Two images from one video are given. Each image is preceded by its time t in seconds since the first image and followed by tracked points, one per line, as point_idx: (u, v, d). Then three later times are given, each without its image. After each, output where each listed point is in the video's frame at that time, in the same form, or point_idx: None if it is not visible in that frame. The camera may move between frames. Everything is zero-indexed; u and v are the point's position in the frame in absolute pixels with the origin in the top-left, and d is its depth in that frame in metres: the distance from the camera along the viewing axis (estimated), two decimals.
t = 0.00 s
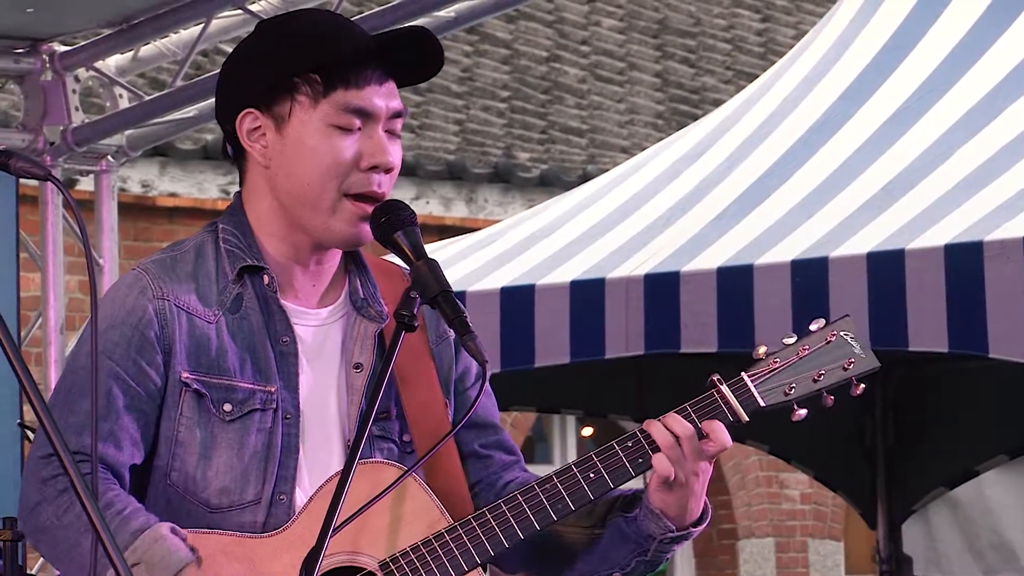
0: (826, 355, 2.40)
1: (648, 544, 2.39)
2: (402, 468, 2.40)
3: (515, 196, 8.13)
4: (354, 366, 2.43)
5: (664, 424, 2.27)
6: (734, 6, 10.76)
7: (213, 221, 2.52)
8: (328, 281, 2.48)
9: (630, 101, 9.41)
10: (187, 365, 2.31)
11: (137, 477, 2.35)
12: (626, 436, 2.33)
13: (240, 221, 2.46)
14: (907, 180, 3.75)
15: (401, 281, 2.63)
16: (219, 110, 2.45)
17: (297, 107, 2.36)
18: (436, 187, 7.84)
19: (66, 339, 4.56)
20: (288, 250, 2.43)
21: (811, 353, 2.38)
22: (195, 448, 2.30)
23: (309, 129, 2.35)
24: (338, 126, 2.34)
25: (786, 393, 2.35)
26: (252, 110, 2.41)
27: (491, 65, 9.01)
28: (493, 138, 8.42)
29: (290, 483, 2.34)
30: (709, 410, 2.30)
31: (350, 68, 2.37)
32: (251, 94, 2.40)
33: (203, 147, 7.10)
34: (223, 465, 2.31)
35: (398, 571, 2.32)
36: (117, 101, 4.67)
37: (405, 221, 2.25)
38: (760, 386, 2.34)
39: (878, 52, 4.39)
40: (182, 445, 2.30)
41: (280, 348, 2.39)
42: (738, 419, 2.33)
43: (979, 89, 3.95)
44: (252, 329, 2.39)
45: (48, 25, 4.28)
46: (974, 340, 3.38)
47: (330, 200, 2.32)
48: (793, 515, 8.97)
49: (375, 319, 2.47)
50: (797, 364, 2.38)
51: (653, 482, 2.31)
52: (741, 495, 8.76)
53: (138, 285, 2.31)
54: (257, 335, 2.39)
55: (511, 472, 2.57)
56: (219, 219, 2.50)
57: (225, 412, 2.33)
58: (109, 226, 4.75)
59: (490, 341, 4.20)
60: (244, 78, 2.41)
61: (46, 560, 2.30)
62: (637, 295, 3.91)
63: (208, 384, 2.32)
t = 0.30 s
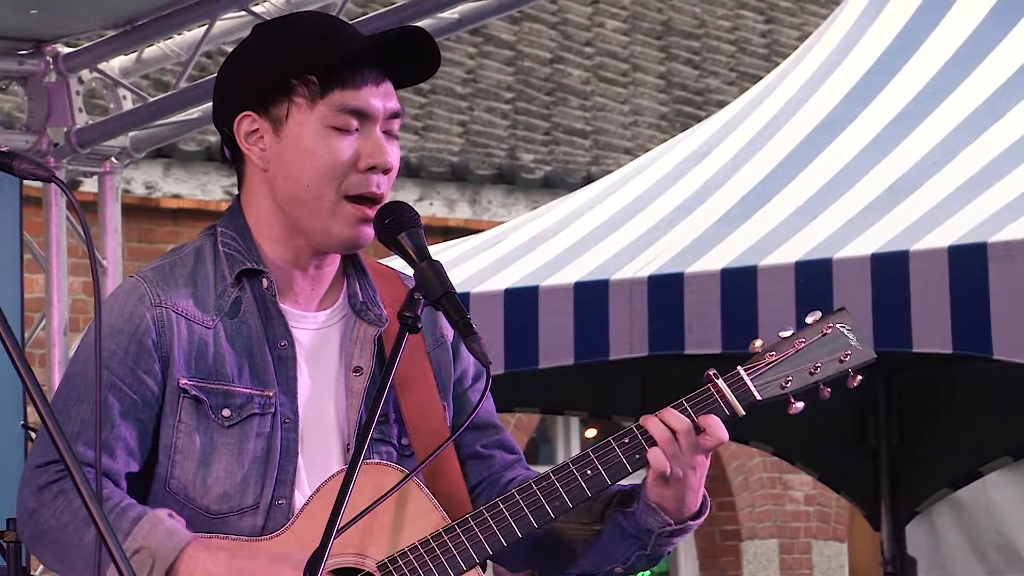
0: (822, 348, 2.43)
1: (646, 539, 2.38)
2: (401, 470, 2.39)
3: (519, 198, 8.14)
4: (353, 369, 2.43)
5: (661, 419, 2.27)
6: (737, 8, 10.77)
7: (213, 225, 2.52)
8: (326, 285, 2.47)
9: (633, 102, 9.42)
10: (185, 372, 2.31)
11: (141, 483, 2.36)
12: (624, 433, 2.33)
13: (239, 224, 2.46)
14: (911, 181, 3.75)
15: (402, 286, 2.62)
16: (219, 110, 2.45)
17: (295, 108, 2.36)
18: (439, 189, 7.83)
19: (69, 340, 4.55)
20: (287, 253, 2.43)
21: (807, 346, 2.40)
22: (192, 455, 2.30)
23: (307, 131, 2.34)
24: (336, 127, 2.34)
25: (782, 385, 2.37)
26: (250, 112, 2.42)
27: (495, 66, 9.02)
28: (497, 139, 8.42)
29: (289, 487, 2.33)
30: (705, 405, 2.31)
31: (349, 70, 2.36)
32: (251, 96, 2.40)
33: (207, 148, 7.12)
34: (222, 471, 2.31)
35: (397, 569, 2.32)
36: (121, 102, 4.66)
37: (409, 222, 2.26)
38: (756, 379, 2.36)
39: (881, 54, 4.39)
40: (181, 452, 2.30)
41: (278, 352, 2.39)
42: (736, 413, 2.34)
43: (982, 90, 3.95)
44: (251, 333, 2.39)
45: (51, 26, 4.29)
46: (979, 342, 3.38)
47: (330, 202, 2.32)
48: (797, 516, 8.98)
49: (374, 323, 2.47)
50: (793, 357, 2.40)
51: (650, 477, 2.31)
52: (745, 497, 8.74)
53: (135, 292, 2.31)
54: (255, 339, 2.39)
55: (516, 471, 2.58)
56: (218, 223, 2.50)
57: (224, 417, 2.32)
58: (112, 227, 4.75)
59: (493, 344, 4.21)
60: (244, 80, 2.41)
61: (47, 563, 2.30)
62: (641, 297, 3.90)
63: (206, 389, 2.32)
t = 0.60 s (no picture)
0: (788, 303, 2.44)
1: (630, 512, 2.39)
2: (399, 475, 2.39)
3: (523, 198, 8.14)
4: (355, 368, 2.43)
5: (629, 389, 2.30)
6: (742, 7, 10.77)
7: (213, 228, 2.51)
8: (328, 284, 2.47)
9: (638, 102, 9.42)
10: (190, 374, 2.31)
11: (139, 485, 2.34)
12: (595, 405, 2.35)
13: (241, 225, 2.46)
14: (914, 181, 3.75)
15: (401, 286, 2.62)
16: (220, 113, 2.45)
17: (295, 105, 2.36)
18: (443, 189, 7.84)
19: (73, 340, 4.55)
20: (289, 253, 2.42)
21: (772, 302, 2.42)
22: (196, 457, 2.30)
23: (307, 128, 2.34)
24: (336, 123, 2.33)
25: (751, 344, 2.39)
26: (250, 112, 2.42)
27: (499, 66, 9.02)
28: (501, 139, 8.43)
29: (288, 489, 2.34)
30: (673, 370, 2.33)
31: (349, 67, 2.37)
32: (251, 97, 2.41)
33: (211, 149, 7.12)
34: (223, 472, 2.31)
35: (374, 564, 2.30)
36: (125, 103, 4.67)
37: (414, 222, 2.26)
38: (723, 340, 2.38)
39: (885, 54, 4.39)
40: (184, 453, 2.29)
41: (281, 353, 2.39)
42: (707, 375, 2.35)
43: (985, 91, 3.95)
44: (253, 335, 2.39)
45: (54, 26, 4.29)
46: (983, 341, 3.38)
47: (331, 198, 2.31)
48: (800, 516, 8.98)
49: (376, 322, 2.47)
50: (760, 315, 2.42)
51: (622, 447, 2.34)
52: (749, 497, 8.73)
53: (142, 294, 2.32)
54: (257, 339, 2.39)
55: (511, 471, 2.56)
56: (219, 224, 2.50)
57: (226, 420, 2.32)
58: (117, 227, 4.75)
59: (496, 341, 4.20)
60: (244, 82, 2.41)
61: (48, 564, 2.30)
62: (645, 297, 3.90)
63: (210, 392, 2.32)
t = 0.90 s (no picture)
0: (801, 319, 2.39)
1: (636, 523, 2.38)
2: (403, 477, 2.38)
3: (527, 198, 8.15)
4: (357, 371, 2.44)
5: (642, 402, 2.29)
6: (745, 8, 10.77)
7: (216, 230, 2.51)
8: (330, 287, 2.47)
9: (641, 103, 9.42)
10: (193, 379, 2.31)
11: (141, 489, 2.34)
12: (606, 417, 2.32)
13: (243, 227, 2.46)
14: (917, 183, 3.75)
15: (404, 287, 2.61)
16: (225, 113, 2.45)
17: (309, 104, 2.36)
18: (447, 190, 7.84)
19: (77, 341, 4.55)
20: (295, 255, 2.42)
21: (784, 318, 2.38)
22: (201, 462, 2.30)
23: (319, 129, 2.34)
24: (348, 126, 2.34)
25: (762, 358, 2.35)
26: (260, 111, 2.41)
27: (502, 67, 9.02)
28: (504, 140, 8.42)
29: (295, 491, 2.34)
30: (686, 384, 2.31)
31: (358, 70, 2.36)
32: (258, 97, 2.40)
33: (215, 149, 7.12)
34: (230, 477, 2.30)
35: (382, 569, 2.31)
36: (129, 103, 4.65)
37: (417, 223, 2.26)
38: (733, 354, 2.35)
39: (888, 54, 4.39)
40: (191, 459, 2.29)
41: (284, 356, 2.39)
42: (718, 391, 2.32)
43: (989, 92, 3.96)
44: (256, 338, 2.39)
45: (58, 26, 4.29)
46: (987, 341, 3.38)
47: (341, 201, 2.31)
48: (804, 517, 8.98)
49: (377, 324, 2.48)
50: (770, 330, 2.38)
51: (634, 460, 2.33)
52: (753, 497, 8.74)
53: (144, 299, 2.30)
54: (260, 343, 2.39)
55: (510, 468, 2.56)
56: (221, 227, 2.49)
57: (231, 424, 2.32)
58: (120, 228, 4.75)
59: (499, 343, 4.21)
60: (253, 82, 2.41)
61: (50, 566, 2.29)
62: (648, 297, 3.90)
63: (215, 397, 2.31)
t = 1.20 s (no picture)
0: (821, 328, 2.42)
1: (650, 526, 2.37)
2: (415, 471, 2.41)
3: (533, 198, 8.15)
4: (362, 368, 2.43)
5: (660, 407, 2.27)
6: (751, 7, 10.77)
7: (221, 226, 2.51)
8: (333, 284, 2.47)
9: (647, 102, 9.42)
10: (197, 385, 2.32)
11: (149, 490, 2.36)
12: (625, 422, 2.34)
13: (245, 229, 2.45)
14: (922, 183, 3.75)
15: (408, 280, 2.61)
16: (229, 110, 2.44)
17: (314, 110, 2.35)
18: (453, 189, 7.84)
19: (83, 341, 4.55)
20: (297, 258, 2.42)
21: (805, 326, 2.40)
22: (207, 467, 2.31)
23: (322, 135, 2.34)
24: (352, 133, 2.33)
25: (781, 367, 2.37)
26: (265, 113, 2.40)
27: (508, 66, 9.02)
28: (510, 140, 8.42)
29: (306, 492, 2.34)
30: (704, 389, 2.32)
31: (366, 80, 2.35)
32: (261, 100, 2.40)
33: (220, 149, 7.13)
34: (240, 481, 2.32)
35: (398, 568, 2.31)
36: (135, 103, 4.65)
37: (423, 223, 2.28)
38: (754, 361, 2.37)
39: (894, 53, 4.39)
40: (198, 466, 2.30)
41: (290, 358, 2.39)
42: (737, 398, 2.34)
43: (993, 92, 3.96)
44: (260, 342, 2.39)
45: (63, 26, 4.30)
46: (993, 341, 3.38)
47: (343, 208, 2.31)
48: (810, 516, 8.99)
49: (380, 320, 2.48)
50: (791, 339, 2.40)
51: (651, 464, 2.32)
52: (759, 497, 8.73)
53: (145, 307, 2.31)
54: (265, 346, 2.38)
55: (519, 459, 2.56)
56: (224, 229, 2.48)
57: (237, 428, 2.32)
58: (126, 227, 4.75)
59: (507, 344, 4.21)
60: (258, 84, 2.40)
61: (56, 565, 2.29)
62: (654, 297, 3.90)
63: (220, 402, 2.32)
